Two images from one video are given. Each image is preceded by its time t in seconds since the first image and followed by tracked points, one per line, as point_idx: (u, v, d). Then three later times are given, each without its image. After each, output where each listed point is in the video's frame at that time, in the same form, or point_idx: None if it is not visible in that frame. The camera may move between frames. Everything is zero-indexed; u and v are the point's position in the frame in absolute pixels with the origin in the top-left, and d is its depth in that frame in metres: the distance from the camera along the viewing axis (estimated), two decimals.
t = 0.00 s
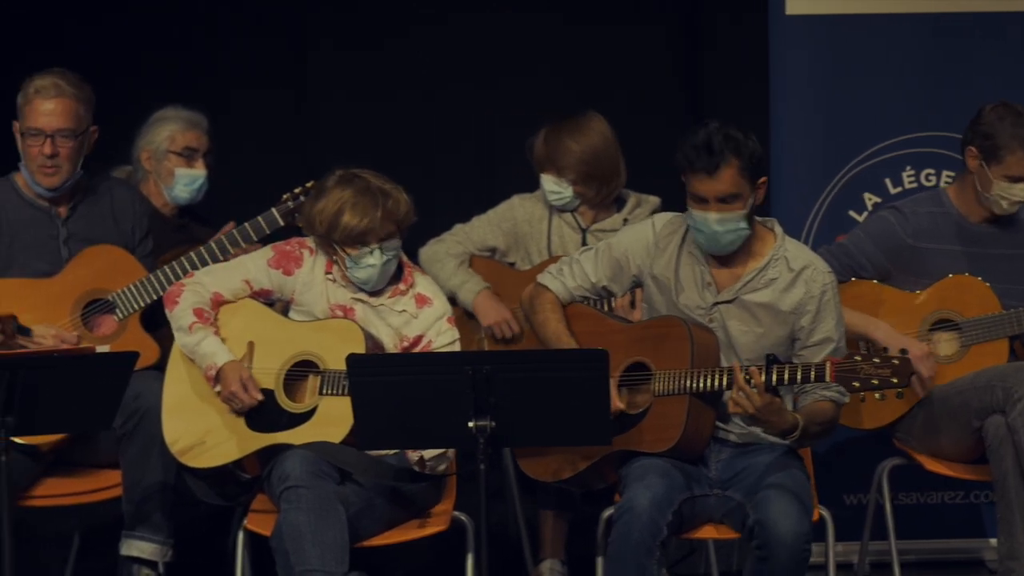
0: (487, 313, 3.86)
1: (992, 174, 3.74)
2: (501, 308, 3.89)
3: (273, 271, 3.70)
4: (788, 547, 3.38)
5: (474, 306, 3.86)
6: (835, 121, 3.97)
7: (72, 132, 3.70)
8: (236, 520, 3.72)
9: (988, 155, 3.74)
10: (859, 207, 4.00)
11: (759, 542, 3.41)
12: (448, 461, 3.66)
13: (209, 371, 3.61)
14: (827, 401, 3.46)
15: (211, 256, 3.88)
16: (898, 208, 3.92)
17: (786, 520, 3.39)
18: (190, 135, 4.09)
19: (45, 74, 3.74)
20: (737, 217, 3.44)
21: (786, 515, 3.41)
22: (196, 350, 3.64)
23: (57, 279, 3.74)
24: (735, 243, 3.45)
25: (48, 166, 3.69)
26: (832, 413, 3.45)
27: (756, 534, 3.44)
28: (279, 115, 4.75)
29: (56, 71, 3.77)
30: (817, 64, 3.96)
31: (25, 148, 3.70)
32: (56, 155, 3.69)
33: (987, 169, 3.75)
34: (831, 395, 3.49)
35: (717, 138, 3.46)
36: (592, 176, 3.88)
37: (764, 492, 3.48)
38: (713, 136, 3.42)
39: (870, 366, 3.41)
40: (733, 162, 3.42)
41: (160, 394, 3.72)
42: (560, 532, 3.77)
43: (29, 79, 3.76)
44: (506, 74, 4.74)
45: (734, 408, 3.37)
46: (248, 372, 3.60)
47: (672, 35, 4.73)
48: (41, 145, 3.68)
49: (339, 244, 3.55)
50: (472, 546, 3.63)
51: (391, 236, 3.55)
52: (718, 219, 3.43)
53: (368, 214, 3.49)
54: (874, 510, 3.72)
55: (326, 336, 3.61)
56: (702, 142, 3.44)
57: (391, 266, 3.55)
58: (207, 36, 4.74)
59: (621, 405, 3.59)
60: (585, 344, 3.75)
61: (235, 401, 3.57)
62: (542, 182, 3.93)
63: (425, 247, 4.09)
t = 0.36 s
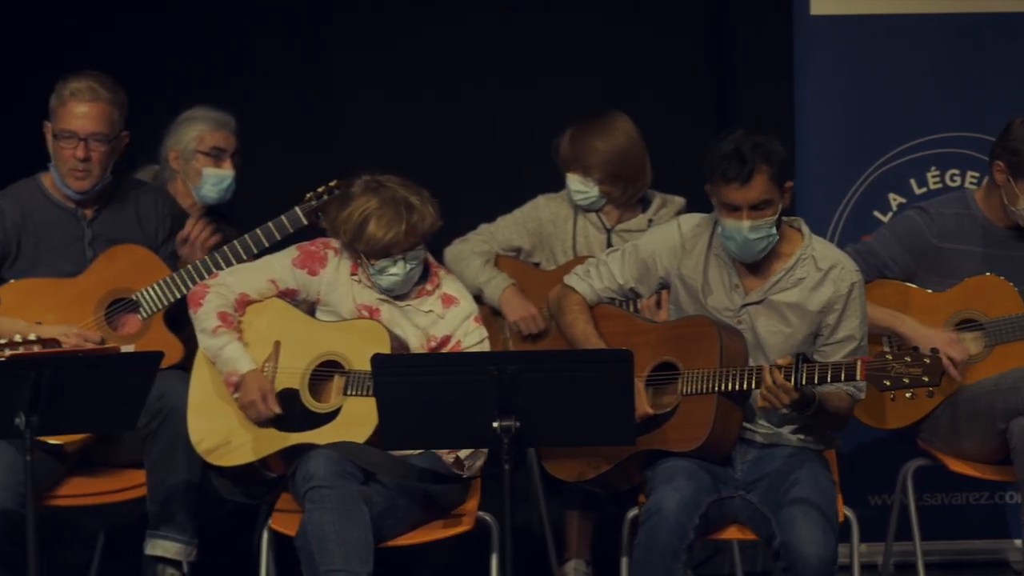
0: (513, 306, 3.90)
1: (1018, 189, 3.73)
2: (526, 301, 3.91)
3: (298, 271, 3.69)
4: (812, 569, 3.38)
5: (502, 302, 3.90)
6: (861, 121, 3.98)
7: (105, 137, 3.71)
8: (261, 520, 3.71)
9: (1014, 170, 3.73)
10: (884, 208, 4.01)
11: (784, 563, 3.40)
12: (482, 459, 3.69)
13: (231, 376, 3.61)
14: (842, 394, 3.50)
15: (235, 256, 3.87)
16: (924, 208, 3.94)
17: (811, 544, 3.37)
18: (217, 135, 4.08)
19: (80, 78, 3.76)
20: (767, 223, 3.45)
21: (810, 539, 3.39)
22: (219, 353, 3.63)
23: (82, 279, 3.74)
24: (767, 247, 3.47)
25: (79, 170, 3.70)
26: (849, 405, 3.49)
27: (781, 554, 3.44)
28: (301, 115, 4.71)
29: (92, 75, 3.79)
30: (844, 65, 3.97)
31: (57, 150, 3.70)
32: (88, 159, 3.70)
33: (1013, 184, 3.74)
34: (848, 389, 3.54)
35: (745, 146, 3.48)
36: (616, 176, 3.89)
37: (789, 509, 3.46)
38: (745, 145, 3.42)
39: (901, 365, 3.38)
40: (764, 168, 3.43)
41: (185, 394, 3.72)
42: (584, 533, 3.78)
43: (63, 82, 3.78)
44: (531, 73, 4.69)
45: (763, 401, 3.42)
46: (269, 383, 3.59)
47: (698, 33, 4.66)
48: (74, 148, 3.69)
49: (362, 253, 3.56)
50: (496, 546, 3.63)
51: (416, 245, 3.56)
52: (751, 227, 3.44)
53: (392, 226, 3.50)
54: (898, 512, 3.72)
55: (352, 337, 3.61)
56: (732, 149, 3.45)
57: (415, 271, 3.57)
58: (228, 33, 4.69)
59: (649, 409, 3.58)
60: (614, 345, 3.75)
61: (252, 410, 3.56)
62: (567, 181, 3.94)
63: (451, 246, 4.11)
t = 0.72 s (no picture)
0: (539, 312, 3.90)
1: None
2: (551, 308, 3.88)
3: (325, 268, 3.71)
4: (841, 533, 3.40)
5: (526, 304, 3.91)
6: (885, 120, 4.01)
7: (129, 130, 3.72)
8: (287, 520, 3.71)
9: None
10: (911, 208, 4.03)
11: (812, 530, 3.42)
12: (503, 459, 3.68)
13: (285, 333, 3.61)
14: (867, 394, 3.50)
15: (263, 256, 3.90)
16: (951, 207, 3.96)
17: (840, 508, 3.40)
18: (244, 135, 4.09)
19: (102, 73, 3.78)
20: (780, 220, 3.45)
21: (839, 504, 3.42)
22: (265, 320, 3.63)
23: (109, 279, 3.74)
24: (774, 243, 3.47)
25: (106, 163, 3.70)
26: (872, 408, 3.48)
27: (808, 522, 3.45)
28: (323, 114, 4.70)
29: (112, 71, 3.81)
30: (868, 65, 4.01)
31: (82, 144, 3.71)
32: (114, 152, 3.71)
33: None
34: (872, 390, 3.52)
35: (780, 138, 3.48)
36: (641, 176, 3.89)
37: (816, 483, 3.49)
38: (775, 136, 3.44)
39: (916, 363, 3.37)
40: (789, 164, 3.44)
41: (211, 393, 3.71)
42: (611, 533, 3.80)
43: (85, 80, 3.80)
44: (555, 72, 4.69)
45: (782, 400, 3.41)
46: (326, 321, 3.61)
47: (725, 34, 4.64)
48: (99, 142, 3.69)
49: (384, 252, 3.55)
50: (523, 547, 3.63)
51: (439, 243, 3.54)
52: (762, 220, 3.46)
53: (415, 224, 3.49)
54: (924, 513, 3.71)
55: (379, 337, 3.61)
56: (761, 139, 3.47)
57: (438, 270, 3.56)
58: (252, 31, 4.68)
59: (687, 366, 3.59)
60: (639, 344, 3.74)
61: (320, 346, 3.59)
62: (594, 182, 3.94)
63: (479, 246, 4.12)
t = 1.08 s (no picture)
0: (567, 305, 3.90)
1: None
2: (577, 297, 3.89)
3: (351, 271, 3.71)
4: (862, 555, 3.37)
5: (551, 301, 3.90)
6: (913, 124, 4.01)
7: (156, 136, 3.73)
8: (312, 520, 3.72)
9: None
10: (937, 209, 4.03)
11: (833, 549, 3.40)
12: (525, 457, 3.68)
13: (277, 373, 3.63)
14: (896, 395, 3.47)
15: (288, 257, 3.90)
16: (972, 208, 3.98)
17: (861, 529, 3.37)
18: (267, 136, 4.10)
19: (129, 78, 3.77)
20: (807, 221, 3.46)
21: (861, 524, 3.39)
22: (266, 350, 3.66)
23: (135, 279, 3.76)
24: (802, 246, 3.48)
25: (132, 170, 3.72)
26: (900, 408, 3.45)
27: (829, 540, 3.43)
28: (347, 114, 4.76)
29: (139, 75, 3.81)
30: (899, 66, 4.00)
31: (110, 151, 3.73)
32: (140, 159, 3.72)
33: None
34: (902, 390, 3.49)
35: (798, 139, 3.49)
36: (666, 176, 3.89)
37: (837, 501, 3.45)
38: (794, 139, 3.44)
39: (942, 365, 3.37)
40: (811, 166, 3.45)
41: (238, 393, 3.74)
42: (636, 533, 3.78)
43: (112, 83, 3.80)
44: (578, 72, 4.73)
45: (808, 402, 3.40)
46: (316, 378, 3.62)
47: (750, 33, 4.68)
48: (125, 149, 3.71)
49: (419, 238, 3.57)
50: (547, 548, 3.63)
51: (472, 228, 3.57)
52: (788, 223, 3.46)
53: (449, 206, 3.52)
54: (949, 513, 3.71)
55: (403, 337, 3.61)
56: (781, 142, 3.47)
57: (471, 261, 3.58)
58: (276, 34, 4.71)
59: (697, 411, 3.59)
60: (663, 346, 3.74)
61: (298, 403, 3.61)
62: (619, 184, 3.94)
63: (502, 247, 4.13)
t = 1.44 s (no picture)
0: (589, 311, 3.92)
1: None
2: (599, 304, 3.91)
3: (377, 271, 3.73)
4: (886, 553, 3.38)
5: (572, 306, 3.92)
6: (933, 124, 4.05)
7: (176, 136, 3.72)
8: (335, 520, 3.73)
9: None
10: (959, 209, 4.06)
11: (858, 548, 3.41)
12: (547, 455, 3.63)
13: (312, 367, 3.63)
14: (914, 398, 3.48)
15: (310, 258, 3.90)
16: (991, 210, 3.97)
17: (887, 528, 3.37)
18: (289, 136, 4.12)
19: (149, 78, 3.77)
20: (831, 205, 3.46)
21: (885, 522, 3.39)
22: (299, 346, 3.66)
23: (156, 280, 3.75)
24: (824, 230, 3.46)
25: (152, 170, 3.72)
26: (917, 411, 3.46)
27: (854, 539, 3.43)
28: (368, 114, 4.76)
29: (160, 75, 3.80)
30: (917, 62, 4.05)
31: (130, 152, 3.73)
32: (161, 159, 3.72)
33: None
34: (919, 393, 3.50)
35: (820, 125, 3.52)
36: (689, 176, 3.91)
37: (863, 498, 3.45)
38: (817, 120, 3.48)
39: (967, 368, 3.35)
40: (833, 147, 3.47)
41: (260, 393, 3.72)
42: (657, 534, 3.83)
43: (132, 82, 3.79)
44: (600, 72, 4.72)
45: (831, 404, 3.38)
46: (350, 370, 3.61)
47: (772, 36, 4.67)
48: (146, 150, 3.71)
49: (446, 233, 3.59)
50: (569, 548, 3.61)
51: (499, 225, 3.59)
52: (811, 203, 3.46)
53: (476, 199, 3.54)
54: (971, 514, 3.72)
55: (428, 337, 3.62)
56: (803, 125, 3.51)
57: (498, 257, 3.59)
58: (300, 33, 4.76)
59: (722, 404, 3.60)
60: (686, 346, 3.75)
61: (337, 393, 3.59)
62: (641, 184, 3.96)
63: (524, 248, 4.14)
